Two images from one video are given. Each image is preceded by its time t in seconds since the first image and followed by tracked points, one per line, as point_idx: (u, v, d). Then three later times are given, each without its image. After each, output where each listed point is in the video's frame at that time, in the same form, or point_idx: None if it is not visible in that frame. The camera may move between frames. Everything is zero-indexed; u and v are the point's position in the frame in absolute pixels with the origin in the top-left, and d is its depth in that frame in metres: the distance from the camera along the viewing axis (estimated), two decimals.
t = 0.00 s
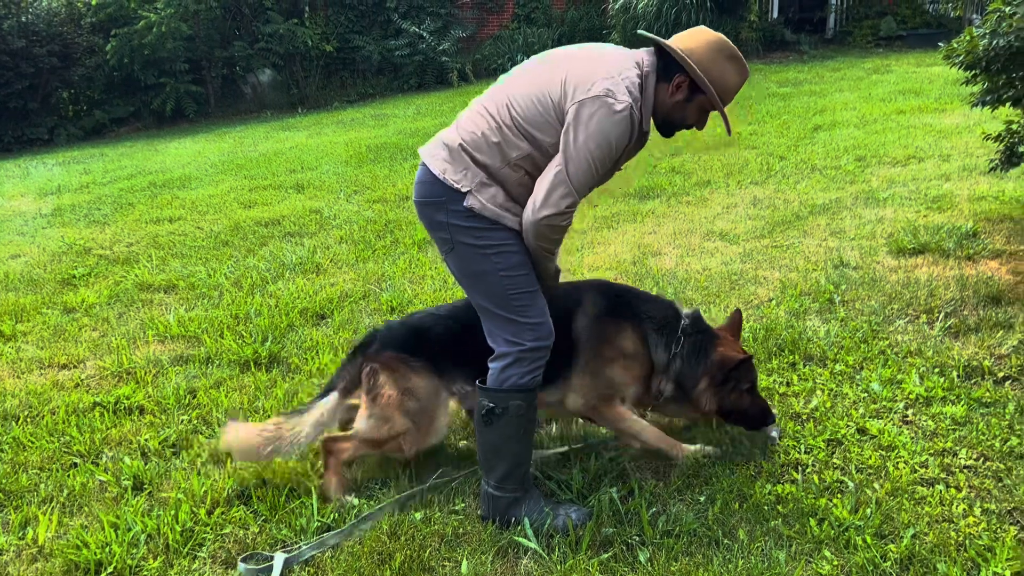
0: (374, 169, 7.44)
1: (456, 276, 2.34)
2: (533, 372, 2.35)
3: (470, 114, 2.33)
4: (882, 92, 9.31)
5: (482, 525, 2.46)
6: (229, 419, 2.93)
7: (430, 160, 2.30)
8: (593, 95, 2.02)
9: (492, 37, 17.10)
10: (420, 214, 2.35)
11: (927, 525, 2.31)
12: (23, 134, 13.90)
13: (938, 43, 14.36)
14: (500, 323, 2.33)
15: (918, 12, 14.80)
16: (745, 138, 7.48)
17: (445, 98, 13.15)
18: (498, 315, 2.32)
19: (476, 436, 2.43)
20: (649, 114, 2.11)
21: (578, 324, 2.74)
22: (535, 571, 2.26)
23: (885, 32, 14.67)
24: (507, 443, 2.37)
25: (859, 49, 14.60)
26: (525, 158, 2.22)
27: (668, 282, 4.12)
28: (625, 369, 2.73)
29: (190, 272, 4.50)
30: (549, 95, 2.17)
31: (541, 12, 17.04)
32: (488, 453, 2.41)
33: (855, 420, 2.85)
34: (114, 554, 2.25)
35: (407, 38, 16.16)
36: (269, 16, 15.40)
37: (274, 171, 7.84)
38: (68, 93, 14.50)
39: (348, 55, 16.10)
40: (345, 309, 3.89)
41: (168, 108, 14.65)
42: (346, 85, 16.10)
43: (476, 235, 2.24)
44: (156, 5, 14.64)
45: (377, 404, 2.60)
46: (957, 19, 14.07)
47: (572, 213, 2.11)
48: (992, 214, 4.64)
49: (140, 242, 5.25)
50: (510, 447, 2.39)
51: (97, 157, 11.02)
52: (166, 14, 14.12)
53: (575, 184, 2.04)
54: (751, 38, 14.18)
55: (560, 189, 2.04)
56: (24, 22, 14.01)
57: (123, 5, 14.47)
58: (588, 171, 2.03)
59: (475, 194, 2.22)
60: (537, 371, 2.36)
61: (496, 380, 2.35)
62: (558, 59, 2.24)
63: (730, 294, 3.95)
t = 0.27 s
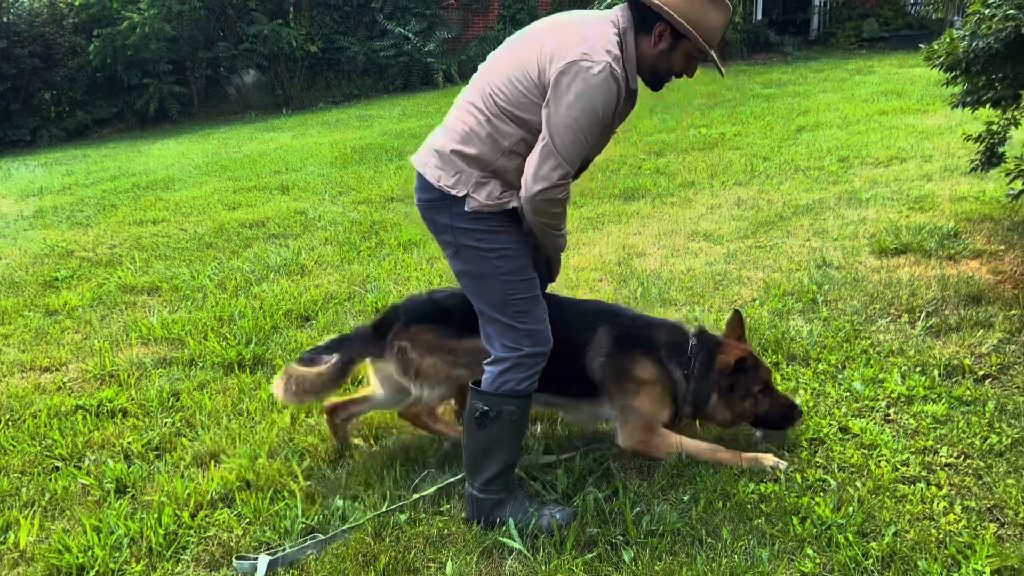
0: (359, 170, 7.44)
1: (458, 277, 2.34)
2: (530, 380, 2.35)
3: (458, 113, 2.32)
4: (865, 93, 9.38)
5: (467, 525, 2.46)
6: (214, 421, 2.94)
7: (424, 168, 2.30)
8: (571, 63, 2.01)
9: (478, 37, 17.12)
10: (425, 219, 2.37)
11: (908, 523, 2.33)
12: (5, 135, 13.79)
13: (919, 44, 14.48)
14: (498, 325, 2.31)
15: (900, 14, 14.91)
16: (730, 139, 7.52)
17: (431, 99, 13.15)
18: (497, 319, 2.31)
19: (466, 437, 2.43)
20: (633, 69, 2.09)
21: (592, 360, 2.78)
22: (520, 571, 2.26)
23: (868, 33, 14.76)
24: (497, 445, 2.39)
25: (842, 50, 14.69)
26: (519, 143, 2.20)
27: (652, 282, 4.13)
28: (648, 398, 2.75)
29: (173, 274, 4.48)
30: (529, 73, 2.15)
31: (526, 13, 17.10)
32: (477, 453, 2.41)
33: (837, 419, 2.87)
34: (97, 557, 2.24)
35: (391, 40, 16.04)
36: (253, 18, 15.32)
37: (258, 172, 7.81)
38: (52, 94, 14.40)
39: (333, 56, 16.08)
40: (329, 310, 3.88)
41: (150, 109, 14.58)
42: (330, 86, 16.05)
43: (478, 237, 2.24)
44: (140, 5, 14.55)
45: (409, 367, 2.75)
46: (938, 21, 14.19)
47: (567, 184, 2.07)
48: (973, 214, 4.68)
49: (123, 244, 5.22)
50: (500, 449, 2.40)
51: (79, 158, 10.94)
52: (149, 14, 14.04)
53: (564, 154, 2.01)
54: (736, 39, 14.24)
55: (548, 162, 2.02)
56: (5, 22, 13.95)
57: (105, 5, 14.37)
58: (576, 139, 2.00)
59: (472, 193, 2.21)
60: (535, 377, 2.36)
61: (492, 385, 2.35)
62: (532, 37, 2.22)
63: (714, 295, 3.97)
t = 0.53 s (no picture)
0: (344, 171, 7.42)
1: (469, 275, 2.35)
2: (520, 379, 2.34)
3: (469, 110, 2.33)
4: (847, 93, 9.44)
5: (452, 526, 2.46)
6: (197, 424, 2.92)
7: (439, 166, 2.29)
8: (586, 50, 2.06)
9: (463, 38, 17.15)
10: (437, 218, 2.37)
11: (889, 519, 2.35)
12: None
13: (901, 45, 14.58)
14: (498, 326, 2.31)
15: (882, 15, 15.02)
16: (714, 139, 7.56)
17: (416, 100, 13.15)
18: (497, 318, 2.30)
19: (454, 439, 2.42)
20: (638, 54, 2.13)
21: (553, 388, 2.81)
22: (504, 571, 2.26)
23: (851, 34, 14.86)
24: (486, 443, 2.38)
25: (825, 51, 14.79)
26: (536, 135, 2.24)
27: (637, 282, 4.15)
28: (615, 413, 2.74)
29: (156, 275, 4.46)
30: (544, 64, 2.18)
31: (511, 14, 17.14)
32: (465, 451, 2.41)
33: (820, 417, 2.89)
34: (79, 561, 2.23)
35: (376, 40, 16.02)
36: (235, 18, 15.22)
37: (243, 173, 7.78)
38: (33, 94, 14.27)
39: (317, 56, 16.07)
40: (314, 311, 3.88)
41: (133, 110, 14.51)
42: (315, 87, 16.03)
43: (488, 234, 2.25)
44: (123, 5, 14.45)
45: (376, 418, 2.80)
46: (919, 21, 14.30)
47: (591, 164, 2.07)
48: (954, 213, 4.72)
49: (106, 245, 5.19)
50: (488, 447, 2.40)
51: (62, 160, 10.86)
52: (132, 14, 13.95)
53: (588, 134, 2.02)
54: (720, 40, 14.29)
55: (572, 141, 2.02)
56: None
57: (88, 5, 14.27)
58: (600, 120, 2.03)
59: (491, 188, 2.23)
60: (524, 377, 2.36)
61: (482, 383, 2.36)
62: (543, 28, 2.26)
63: (698, 294, 3.99)
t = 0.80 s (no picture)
0: (329, 171, 7.41)
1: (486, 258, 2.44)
2: (573, 340, 2.40)
3: (488, 106, 2.41)
4: (831, 93, 9.49)
5: (438, 526, 2.45)
6: (182, 425, 2.91)
7: (455, 158, 2.36)
8: (617, 77, 2.17)
9: (448, 38, 17.17)
10: (448, 205, 2.44)
11: (873, 515, 2.36)
12: None
13: (884, 45, 14.68)
14: (531, 292, 2.40)
15: (865, 15, 15.12)
16: (699, 139, 7.59)
17: (402, 100, 13.13)
18: (535, 289, 2.38)
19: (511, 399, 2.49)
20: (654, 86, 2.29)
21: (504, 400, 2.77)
22: (490, 570, 2.26)
23: (834, 34, 14.95)
24: (545, 406, 2.42)
25: (809, 51, 14.87)
26: (549, 139, 2.35)
27: (622, 282, 4.17)
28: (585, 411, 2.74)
29: (140, 277, 4.44)
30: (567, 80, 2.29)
31: (496, 14, 17.18)
32: (523, 417, 2.45)
33: (804, 414, 2.91)
34: (62, 563, 2.21)
35: (361, 40, 15.99)
36: (220, 18, 15.18)
37: (227, 173, 7.75)
38: (15, 95, 14.14)
39: (301, 56, 16.04)
40: (299, 312, 3.87)
41: (116, 111, 14.43)
42: (299, 87, 16.00)
43: (507, 216, 2.33)
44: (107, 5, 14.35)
45: (346, 421, 2.76)
46: (901, 21, 14.40)
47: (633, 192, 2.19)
48: (937, 212, 4.76)
49: (89, 247, 5.15)
50: (542, 413, 2.43)
51: (44, 161, 10.77)
52: (115, 14, 13.85)
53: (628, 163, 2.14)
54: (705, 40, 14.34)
55: (615, 168, 2.13)
56: None
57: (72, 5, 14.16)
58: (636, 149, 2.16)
59: (505, 180, 2.32)
60: (579, 339, 2.42)
61: (538, 346, 2.40)
62: (567, 45, 2.37)
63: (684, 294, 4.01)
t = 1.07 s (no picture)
0: (314, 170, 7.38)
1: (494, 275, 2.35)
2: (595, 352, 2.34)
3: (504, 128, 2.31)
4: (815, 92, 9.55)
5: (423, 526, 2.45)
6: (165, 427, 2.89)
7: (467, 174, 2.24)
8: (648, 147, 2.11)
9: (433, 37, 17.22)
10: (450, 216, 2.33)
11: (857, 512, 2.37)
12: None
13: (867, 44, 14.78)
14: (549, 306, 2.32)
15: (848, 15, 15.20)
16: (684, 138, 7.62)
17: (389, 99, 13.11)
18: (547, 301, 2.31)
19: (535, 414, 2.42)
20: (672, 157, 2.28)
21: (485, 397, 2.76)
22: (476, 570, 2.25)
23: (818, 34, 15.03)
24: (569, 420, 2.39)
25: (793, 50, 14.94)
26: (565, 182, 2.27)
27: (609, 281, 4.19)
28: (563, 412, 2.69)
29: (123, 277, 4.41)
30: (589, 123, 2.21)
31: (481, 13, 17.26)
32: (548, 429, 2.41)
33: (788, 412, 2.93)
34: (44, 566, 2.19)
35: (347, 38, 16.01)
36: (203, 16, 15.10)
37: (211, 172, 7.72)
38: None
39: (286, 55, 16.01)
40: (284, 312, 3.86)
41: (99, 110, 14.30)
42: (284, 86, 15.98)
43: (518, 236, 2.24)
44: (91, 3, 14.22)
45: (324, 423, 2.76)
46: (885, 21, 14.50)
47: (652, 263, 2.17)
48: (919, 210, 4.80)
49: (71, 247, 5.12)
50: (570, 427, 2.40)
51: (26, 160, 10.67)
52: (98, 13, 13.72)
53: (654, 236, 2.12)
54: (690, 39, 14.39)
55: (644, 232, 2.10)
56: None
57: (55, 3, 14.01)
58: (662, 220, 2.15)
59: (520, 205, 2.22)
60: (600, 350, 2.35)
61: (559, 360, 2.32)
62: (592, 85, 2.30)
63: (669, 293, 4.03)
